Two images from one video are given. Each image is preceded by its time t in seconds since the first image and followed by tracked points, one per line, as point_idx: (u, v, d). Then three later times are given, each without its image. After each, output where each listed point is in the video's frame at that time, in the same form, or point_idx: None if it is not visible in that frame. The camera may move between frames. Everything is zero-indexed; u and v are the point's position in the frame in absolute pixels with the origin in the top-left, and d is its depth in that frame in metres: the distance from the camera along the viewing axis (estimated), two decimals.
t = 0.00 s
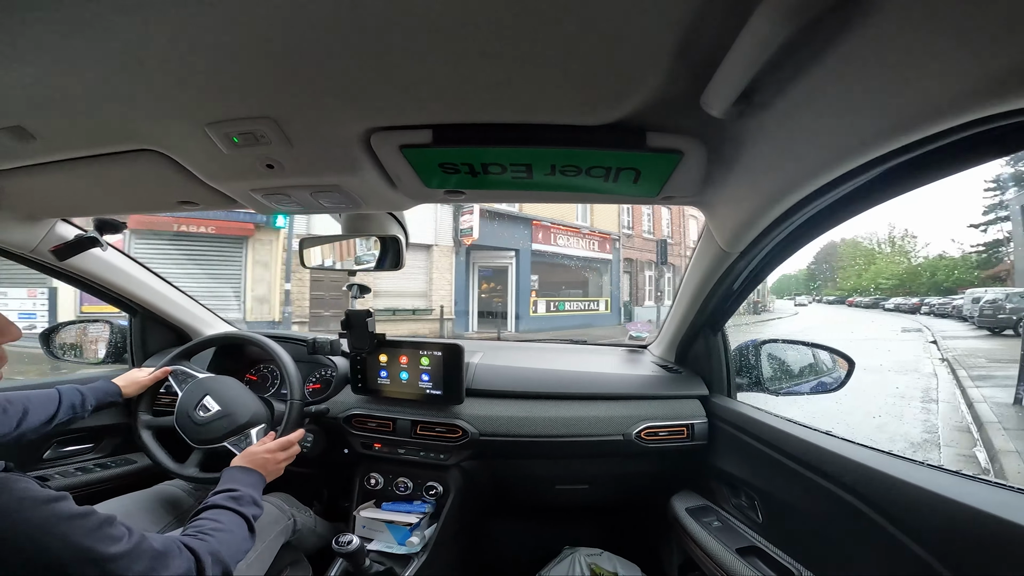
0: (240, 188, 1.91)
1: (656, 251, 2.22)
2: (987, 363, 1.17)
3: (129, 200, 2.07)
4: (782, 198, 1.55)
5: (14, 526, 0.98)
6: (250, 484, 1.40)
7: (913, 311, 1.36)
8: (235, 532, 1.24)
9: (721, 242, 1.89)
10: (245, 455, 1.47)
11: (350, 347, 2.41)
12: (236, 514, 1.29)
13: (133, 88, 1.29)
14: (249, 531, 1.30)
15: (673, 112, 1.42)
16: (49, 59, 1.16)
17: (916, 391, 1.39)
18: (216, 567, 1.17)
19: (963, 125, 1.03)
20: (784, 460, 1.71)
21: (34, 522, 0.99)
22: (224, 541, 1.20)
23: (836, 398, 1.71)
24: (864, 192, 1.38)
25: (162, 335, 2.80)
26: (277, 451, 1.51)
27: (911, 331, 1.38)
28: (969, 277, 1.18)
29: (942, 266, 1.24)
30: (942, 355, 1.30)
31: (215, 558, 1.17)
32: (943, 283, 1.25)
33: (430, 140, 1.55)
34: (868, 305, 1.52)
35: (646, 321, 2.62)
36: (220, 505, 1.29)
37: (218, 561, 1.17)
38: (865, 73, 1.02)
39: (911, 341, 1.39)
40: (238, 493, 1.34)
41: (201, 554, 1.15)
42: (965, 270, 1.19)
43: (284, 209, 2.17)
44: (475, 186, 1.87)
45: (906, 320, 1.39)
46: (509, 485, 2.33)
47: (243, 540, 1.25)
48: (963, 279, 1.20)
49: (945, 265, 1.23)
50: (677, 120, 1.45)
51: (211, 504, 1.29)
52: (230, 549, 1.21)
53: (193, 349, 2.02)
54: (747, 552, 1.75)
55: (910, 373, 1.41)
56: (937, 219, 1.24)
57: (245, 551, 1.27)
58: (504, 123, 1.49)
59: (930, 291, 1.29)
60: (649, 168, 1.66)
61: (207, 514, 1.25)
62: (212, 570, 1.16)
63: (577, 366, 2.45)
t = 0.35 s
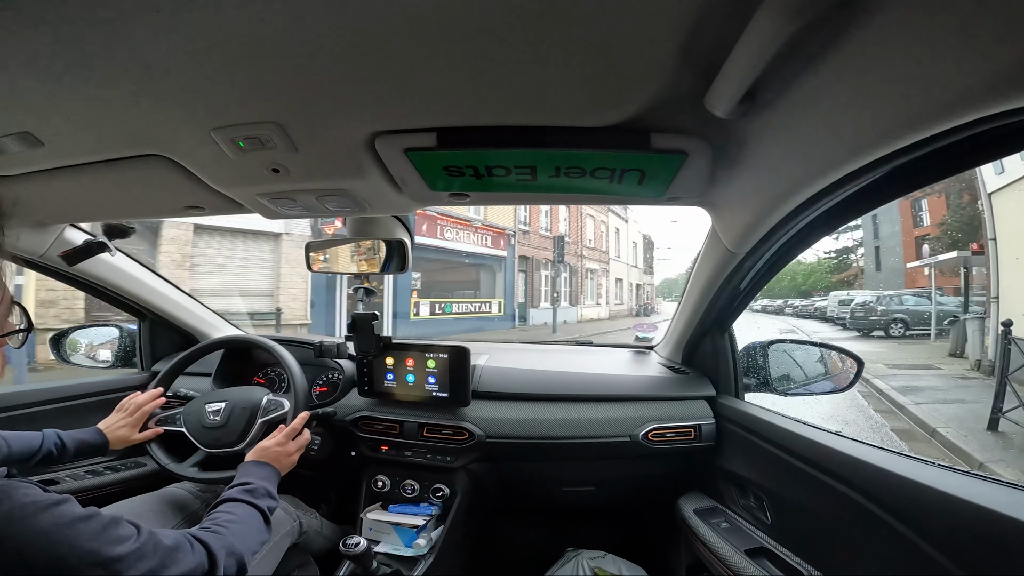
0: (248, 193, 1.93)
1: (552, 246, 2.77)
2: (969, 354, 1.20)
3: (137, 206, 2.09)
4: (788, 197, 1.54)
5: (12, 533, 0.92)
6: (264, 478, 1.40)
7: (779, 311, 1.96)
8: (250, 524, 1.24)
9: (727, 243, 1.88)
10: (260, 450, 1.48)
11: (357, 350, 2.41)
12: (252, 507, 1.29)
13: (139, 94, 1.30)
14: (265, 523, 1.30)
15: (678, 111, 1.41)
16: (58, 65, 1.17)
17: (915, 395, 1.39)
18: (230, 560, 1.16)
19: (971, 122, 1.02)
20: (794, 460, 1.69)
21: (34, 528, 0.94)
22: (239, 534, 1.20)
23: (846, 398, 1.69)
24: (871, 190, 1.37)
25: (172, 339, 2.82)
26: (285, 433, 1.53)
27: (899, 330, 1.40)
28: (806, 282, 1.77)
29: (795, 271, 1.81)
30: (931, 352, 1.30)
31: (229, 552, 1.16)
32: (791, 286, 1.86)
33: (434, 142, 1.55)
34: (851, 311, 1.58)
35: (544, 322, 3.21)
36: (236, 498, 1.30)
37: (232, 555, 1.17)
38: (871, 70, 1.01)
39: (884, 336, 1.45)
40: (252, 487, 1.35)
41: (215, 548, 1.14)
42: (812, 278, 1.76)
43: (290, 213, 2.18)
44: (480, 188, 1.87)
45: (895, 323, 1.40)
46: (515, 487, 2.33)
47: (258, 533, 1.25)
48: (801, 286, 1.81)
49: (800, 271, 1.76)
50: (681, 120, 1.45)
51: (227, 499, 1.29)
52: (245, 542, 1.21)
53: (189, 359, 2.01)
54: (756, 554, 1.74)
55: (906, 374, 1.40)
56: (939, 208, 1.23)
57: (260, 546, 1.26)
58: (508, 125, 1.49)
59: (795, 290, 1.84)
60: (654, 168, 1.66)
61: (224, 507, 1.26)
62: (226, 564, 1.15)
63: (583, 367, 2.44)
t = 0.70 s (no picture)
0: (251, 195, 1.93)
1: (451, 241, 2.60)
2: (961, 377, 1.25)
3: (142, 208, 2.10)
4: (790, 199, 1.54)
5: None
6: (269, 476, 1.40)
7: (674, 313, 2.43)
8: (252, 518, 1.24)
9: (729, 245, 1.88)
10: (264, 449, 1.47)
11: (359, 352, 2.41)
12: (255, 503, 1.29)
13: (143, 96, 1.31)
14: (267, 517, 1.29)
15: (680, 112, 1.41)
16: (62, 66, 1.18)
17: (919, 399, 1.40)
18: (231, 553, 1.15)
19: (975, 123, 1.01)
20: (796, 463, 1.69)
21: (21, 520, 0.93)
22: (241, 529, 1.20)
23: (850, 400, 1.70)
24: (872, 192, 1.37)
25: (175, 341, 2.83)
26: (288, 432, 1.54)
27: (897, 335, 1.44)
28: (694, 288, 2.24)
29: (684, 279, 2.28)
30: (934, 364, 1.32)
31: (230, 544, 1.15)
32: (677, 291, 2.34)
33: (437, 144, 1.55)
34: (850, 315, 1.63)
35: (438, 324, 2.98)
36: (241, 495, 1.29)
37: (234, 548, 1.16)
38: (874, 71, 1.01)
39: (882, 342, 1.50)
40: (255, 483, 1.35)
41: (214, 542, 1.13)
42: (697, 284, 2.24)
43: (294, 215, 2.19)
44: (483, 190, 1.88)
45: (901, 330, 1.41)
46: (517, 489, 2.33)
47: (260, 527, 1.24)
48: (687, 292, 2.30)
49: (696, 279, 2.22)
50: (683, 122, 1.45)
51: (231, 496, 1.29)
52: (247, 536, 1.20)
53: (195, 361, 2.03)
54: (759, 556, 1.72)
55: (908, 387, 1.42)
56: (949, 210, 1.23)
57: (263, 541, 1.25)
58: (511, 127, 1.49)
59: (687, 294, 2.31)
60: (656, 170, 1.66)
61: (228, 504, 1.26)
62: (226, 558, 1.14)
63: (585, 369, 2.44)
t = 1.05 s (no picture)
0: (256, 197, 1.94)
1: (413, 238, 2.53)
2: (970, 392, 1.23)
3: (147, 209, 2.10)
4: (794, 201, 1.54)
5: None
6: (281, 467, 1.38)
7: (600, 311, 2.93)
8: (253, 509, 1.20)
9: (732, 246, 1.87)
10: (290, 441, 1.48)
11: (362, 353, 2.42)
12: (260, 495, 1.25)
13: (148, 98, 1.32)
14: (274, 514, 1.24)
15: (685, 112, 1.40)
16: (67, 68, 1.18)
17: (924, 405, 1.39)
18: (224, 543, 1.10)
19: (979, 123, 1.01)
20: (800, 464, 1.69)
21: None
22: (242, 523, 1.15)
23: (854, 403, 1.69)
24: (875, 194, 1.37)
25: (180, 342, 2.84)
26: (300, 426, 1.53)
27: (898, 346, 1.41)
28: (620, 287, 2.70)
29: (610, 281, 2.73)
30: (932, 377, 1.32)
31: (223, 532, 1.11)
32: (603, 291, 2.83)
33: (440, 146, 1.55)
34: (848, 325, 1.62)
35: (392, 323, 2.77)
36: (249, 487, 1.27)
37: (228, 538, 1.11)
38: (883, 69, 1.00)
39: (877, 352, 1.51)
40: (266, 475, 1.32)
41: (205, 530, 1.09)
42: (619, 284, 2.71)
43: (297, 217, 2.20)
44: (486, 192, 1.88)
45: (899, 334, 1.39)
46: (520, 490, 2.33)
47: (264, 521, 1.20)
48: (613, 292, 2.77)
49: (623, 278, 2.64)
50: (687, 123, 1.45)
51: (241, 488, 1.26)
52: (247, 528, 1.15)
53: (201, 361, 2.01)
54: (762, 557, 1.72)
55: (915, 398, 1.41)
56: (938, 207, 1.23)
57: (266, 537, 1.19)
58: (515, 129, 1.49)
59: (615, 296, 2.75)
60: (660, 171, 1.65)
61: (235, 496, 1.23)
62: (218, 548, 1.09)
63: (588, 370, 2.44)
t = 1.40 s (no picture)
0: (257, 195, 1.94)
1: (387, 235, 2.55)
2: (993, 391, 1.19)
3: (148, 207, 2.10)
4: (795, 205, 1.54)
5: None
6: (294, 504, 1.33)
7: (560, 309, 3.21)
8: (258, 546, 1.11)
9: (733, 248, 1.87)
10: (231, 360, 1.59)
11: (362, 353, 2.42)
12: (271, 532, 1.18)
13: (153, 97, 1.32)
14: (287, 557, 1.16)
15: (689, 114, 1.41)
16: (72, 66, 1.18)
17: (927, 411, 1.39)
18: None
19: (983, 128, 1.01)
20: (799, 467, 1.68)
21: None
22: (246, 561, 1.06)
23: (857, 405, 1.68)
24: (877, 198, 1.37)
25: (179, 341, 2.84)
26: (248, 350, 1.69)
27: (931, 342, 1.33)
28: (581, 283, 2.90)
29: (568, 278, 2.97)
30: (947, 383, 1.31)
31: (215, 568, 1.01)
32: (564, 287, 3.03)
33: (442, 146, 1.55)
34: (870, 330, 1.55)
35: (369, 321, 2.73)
36: (255, 524, 1.20)
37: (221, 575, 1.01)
38: (887, 72, 1.00)
39: (885, 355, 1.51)
40: (272, 511, 1.27)
41: (190, 563, 1.01)
42: (578, 280, 2.93)
43: (298, 216, 2.20)
44: (487, 193, 1.88)
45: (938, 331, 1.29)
46: (519, 491, 2.32)
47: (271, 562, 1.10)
48: (573, 292, 3.04)
49: (583, 275, 2.85)
50: (689, 125, 1.45)
51: (249, 526, 1.20)
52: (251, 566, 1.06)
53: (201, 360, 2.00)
54: (760, 560, 1.71)
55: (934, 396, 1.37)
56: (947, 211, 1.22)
57: None
58: (517, 130, 1.50)
59: (574, 295, 3.03)
60: (662, 173, 1.65)
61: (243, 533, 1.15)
62: None
63: (588, 371, 2.44)
